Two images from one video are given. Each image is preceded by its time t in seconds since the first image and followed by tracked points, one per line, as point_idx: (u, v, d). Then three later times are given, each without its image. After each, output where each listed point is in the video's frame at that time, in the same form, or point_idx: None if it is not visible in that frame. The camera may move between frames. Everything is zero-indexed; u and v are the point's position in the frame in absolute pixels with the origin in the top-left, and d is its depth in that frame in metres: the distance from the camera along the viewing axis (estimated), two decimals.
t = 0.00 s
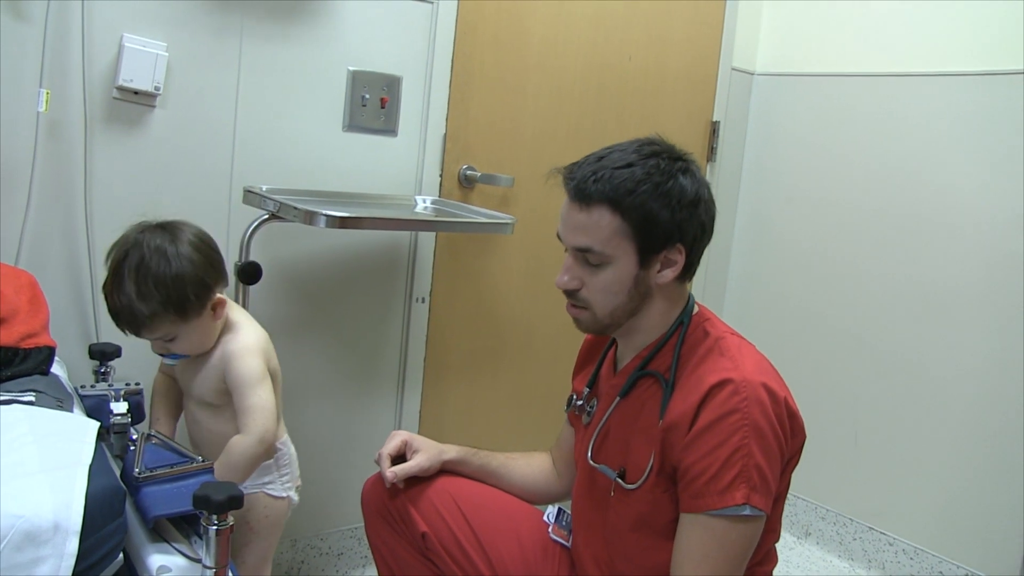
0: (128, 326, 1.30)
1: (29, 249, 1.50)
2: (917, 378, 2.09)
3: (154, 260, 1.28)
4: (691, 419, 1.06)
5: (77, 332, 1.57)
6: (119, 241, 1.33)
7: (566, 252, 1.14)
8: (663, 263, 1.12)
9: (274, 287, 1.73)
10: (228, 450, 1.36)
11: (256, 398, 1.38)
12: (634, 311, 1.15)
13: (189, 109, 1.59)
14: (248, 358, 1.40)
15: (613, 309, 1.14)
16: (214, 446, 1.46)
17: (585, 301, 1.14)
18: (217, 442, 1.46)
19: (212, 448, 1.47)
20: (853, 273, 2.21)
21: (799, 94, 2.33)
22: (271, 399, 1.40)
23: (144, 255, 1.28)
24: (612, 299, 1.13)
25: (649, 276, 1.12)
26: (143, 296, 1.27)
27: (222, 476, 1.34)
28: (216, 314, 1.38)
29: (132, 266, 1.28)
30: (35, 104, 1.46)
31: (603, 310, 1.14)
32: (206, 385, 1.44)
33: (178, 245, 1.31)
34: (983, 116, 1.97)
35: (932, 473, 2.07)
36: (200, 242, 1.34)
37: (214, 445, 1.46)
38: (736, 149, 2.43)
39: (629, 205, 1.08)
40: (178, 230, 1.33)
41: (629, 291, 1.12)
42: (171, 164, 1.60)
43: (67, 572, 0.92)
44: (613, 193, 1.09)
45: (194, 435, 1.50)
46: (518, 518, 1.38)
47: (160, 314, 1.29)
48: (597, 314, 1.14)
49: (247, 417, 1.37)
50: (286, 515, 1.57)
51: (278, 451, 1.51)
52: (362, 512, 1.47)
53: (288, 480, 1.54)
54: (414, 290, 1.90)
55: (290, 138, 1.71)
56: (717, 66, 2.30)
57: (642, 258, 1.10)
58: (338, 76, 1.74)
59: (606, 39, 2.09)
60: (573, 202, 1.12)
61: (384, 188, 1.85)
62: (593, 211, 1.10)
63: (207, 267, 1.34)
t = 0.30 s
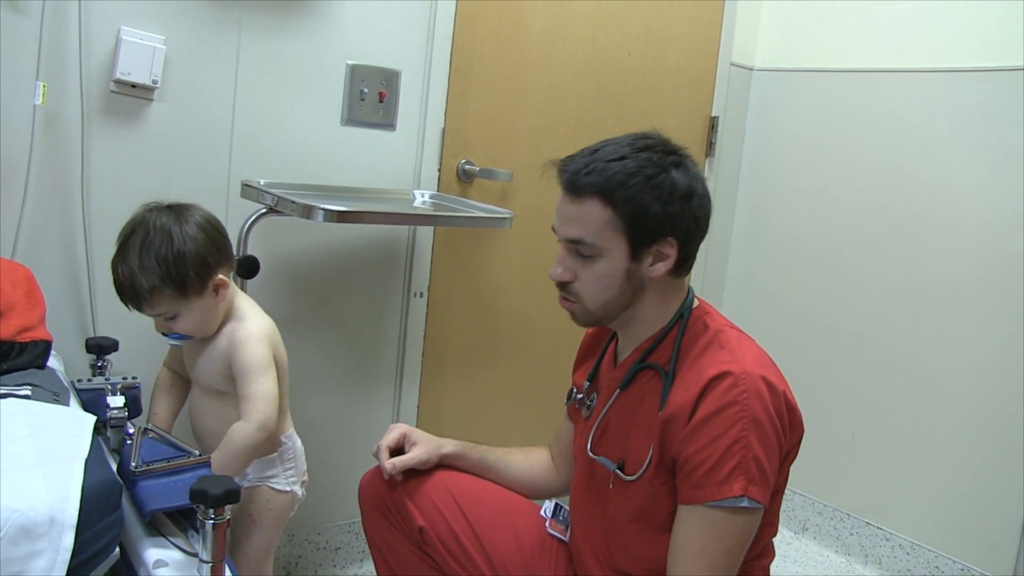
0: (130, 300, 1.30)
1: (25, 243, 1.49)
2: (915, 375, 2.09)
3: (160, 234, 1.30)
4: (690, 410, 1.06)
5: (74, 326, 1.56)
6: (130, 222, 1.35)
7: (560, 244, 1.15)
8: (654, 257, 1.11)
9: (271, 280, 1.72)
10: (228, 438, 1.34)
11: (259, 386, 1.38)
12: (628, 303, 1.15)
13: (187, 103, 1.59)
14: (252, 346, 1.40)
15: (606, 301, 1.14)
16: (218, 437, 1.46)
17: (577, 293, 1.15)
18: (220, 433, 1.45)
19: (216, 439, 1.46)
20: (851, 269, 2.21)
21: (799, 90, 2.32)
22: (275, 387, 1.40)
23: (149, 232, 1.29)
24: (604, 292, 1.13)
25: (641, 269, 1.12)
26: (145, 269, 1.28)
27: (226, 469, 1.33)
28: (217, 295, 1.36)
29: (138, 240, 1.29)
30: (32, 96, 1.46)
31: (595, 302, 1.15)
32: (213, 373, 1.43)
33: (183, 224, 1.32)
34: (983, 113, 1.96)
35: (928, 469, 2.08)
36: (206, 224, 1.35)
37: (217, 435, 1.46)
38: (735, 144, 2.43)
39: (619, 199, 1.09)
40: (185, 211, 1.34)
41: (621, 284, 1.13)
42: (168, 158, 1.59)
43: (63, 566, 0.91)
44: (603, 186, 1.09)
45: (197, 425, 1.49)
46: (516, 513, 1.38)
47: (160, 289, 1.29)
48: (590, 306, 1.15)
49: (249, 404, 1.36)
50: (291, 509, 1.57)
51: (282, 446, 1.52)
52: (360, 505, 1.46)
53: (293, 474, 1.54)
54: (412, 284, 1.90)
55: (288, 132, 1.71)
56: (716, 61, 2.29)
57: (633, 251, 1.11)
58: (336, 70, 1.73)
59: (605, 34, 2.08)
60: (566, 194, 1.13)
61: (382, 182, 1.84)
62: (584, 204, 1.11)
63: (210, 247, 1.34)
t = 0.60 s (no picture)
0: (128, 304, 1.30)
1: (24, 241, 1.49)
2: (913, 375, 2.10)
3: (153, 236, 1.29)
4: (672, 413, 1.07)
5: (72, 325, 1.56)
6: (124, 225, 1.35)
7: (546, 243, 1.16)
8: (637, 261, 1.11)
9: (269, 279, 1.72)
10: (223, 436, 1.34)
11: (254, 384, 1.38)
12: (614, 304, 1.16)
13: (186, 102, 1.59)
14: (249, 345, 1.40)
15: (591, 301, 1.15)
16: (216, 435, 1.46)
17: (563, 292, 1.16)
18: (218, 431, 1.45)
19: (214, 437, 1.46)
20: (850, 269, 2.21)
21: (797, 90, 2.32)
22: (270, 385, 1.40)
23: (142, 234, 1.29)
24: (588, 292, 1.14)
25: (624, 272, 1.12)
26: (140, 273, 1.28)
27: (223, 468, 1.32)
28: (215, 294, 1.37)
29: (131, 243, 1.29)
30: (30, 95, 1.46)
31: (581, 302, 1.15)
32: (211, 372, 1.43)
33: (177, 225, 1.31)
34: (982, 113, 1.97)
35: (927, 468, 2.08)
36: (200, 224, 1.35)
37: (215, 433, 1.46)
38: (733, 144, 2.43)
39: (600, 201, 1.09)
40: (178, 212, 1.34)
41: (605, 285, 1.13)
42: (167, 157, 1.59)
43: (60, 565, 0.91)
44: (585, 188, 1.10)
45: (195, 425, 1.49)
46: (514, 511, 1.38)
47: (157, 292, 1.29)
48: (576, 305, 1.16)
49: (244, 402, 1.36)
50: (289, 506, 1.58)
51: (280, 443, 1.53)
52: (358, 502, 1.46)
53: (291, 471, 1.55)
54: (411, 283, 1.90)
55: (286, 130, 1.71)
56: (715, 61, 2.29)
57: (615, 254, 1.11)
58: (335, 69, 1.73)
59: (603, 33, 2.08)
60: (552, 194, 1.14)
61: (380, 182, 1.84)
62: (567, 205, 1.12)
63: (205, 247, 1.33)
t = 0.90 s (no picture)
0: (121, 330, 1.30)
1: (22, 241, 1.49)
2: (912, 375, 2.10)
3: (131, 263, 1.27)
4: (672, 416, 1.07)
5: (70, 324, 1.56)
6: (101, 248, 1.32)
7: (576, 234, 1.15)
8: (667, 262, 1.13)
9: (268, 278, 1.72)
10: (222, 436, 1.34)
11: (253, 383, 1.38)
12: (634, 303, 1.17)
13: (184, 101, 1.59)
14: (247, 344, 1.40)
15: (612, 298, 1.15)
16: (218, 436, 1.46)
17: (585, 285, 1.16)
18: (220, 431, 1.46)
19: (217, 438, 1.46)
20: (849, 269, 2.21)
21: (796, 90, 2.33)
22: (268, 385, 1.40)
23: (120, 262, 1.26)
24: (612, 289, 1.15)
25: (652, 272, 1.13)
26: (126, 302, 1.27)
27: (223, 468, 1.32)
28: (204, 305, 1.36)
29: (111, 273, 1.27)
30: (29, 95, 1.46)
31: (602, 297, 1.16)
32: (210, 373, 1.44)
33: (153, 246, 1.29)
34: (982, 113, 1.97)
35: (925, 468, 2.08)
36: (176, 239, 1.32)
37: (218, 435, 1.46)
38: (732, 144, 2.43)
39: (644, 201, 1.09)
40: (152, 231, 1.31)
41: (629, 283, 1.14)
42: (166, 156, 1.59)
43: (59, 564, 0.91)
44: (630, 186, 1.09)
45: (199, 426, 1.50)
46: (510, 513, 1.38)
47: (148, 316, 1.29)
48: (595, 300, 1.16)
49: (243, 402, 1.36)
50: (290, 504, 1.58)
51: (282, 441, 1.53)
52: (353, 503, 1.47)
53: (293, 468, 1.56)
54: (409, 283, 1.90)
55: (285, 130, 1.71)
56: (714, 61, 2.30)
57: (648, 254, 1.11)
58: (334, 68, 1.73)
59: (603, 32, 2.08)
60: (591, 186, 1.12)
61: (380, 181, 1.84)
62: (608, 199, 1.11)
63: (186, 263, 1.31)
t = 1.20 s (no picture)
0: (121, 339, 1.31)
1: (20, 240, 1.49)
2: (910, 374, 2.10)
3: (126, 272, 1.27)
4: (681, 416, 1.07)
5: (69, 324, 1.56)
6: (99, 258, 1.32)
7: (603, 229, 1.14)
8: (690, 255, 1.15)
9: (267, 278, 1.72)
10: (220, 435, 1.34)
11: (251, 382, 1.38)
12: (654, 300, 1.17)
13: (183, 100, 1.59)
14: (245, 344, 1.40)
15: (636, 294, 1.15)
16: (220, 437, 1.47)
17: (610, 281, 1.15)
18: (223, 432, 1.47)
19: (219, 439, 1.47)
20: (847, 268, 2.22)
21: (795, 89, 2.33)
22: (267, 383, 1.39)
23: (115, 272, 1.27)
24: (639, 283, 1.15)
25: (677, 266, 1.15)
26: (122, 311, 1.27)
27: (219, 464, 1.33)
28: (203, 310, 1.35)
29: (107, 283, 1.27)
30: (27, 94, 1.46)
31: (627, 293, 1.15)
32: (210, 375, 1.44)
33: (147, 254, 1.29)
34: (979, 113, 1.97)
35: (924, 467, 2.08)
36: (171, 246, 1.32)
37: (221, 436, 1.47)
38: (730, 143, 2.43)
39: (680, 192, 1.11)
40: (147, 239, 1.31)
41: (655, 278, 1.15)
42: (163, 155, 1.59)
43: (58, 563, 0.92)
44: (668, 178, 1.10)
45: (204, 426, 1.51)
46: (510, 512, 1.38)
47: (145, 324, 1.29)
48: (618, 296, 1.16)
49: (242, 400, 1.36)
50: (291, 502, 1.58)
51: (284, 439, 1.53)
52: (353, 502, 1.47)
53: (294, 467, 1.56)
54: (407, 283, 1.90)
55: (283, 129, 1.71)
56: (712, 60, 2.30)
57: (677, 247, 1.13)
58: (332, 67, 1.73)
59: (601, 31, 2.08)
60: (623, 179, 1.12)
61: (377, 180, 1.84)
62: (646, 192, 1.11)
63: (181, 270, 1.31)
